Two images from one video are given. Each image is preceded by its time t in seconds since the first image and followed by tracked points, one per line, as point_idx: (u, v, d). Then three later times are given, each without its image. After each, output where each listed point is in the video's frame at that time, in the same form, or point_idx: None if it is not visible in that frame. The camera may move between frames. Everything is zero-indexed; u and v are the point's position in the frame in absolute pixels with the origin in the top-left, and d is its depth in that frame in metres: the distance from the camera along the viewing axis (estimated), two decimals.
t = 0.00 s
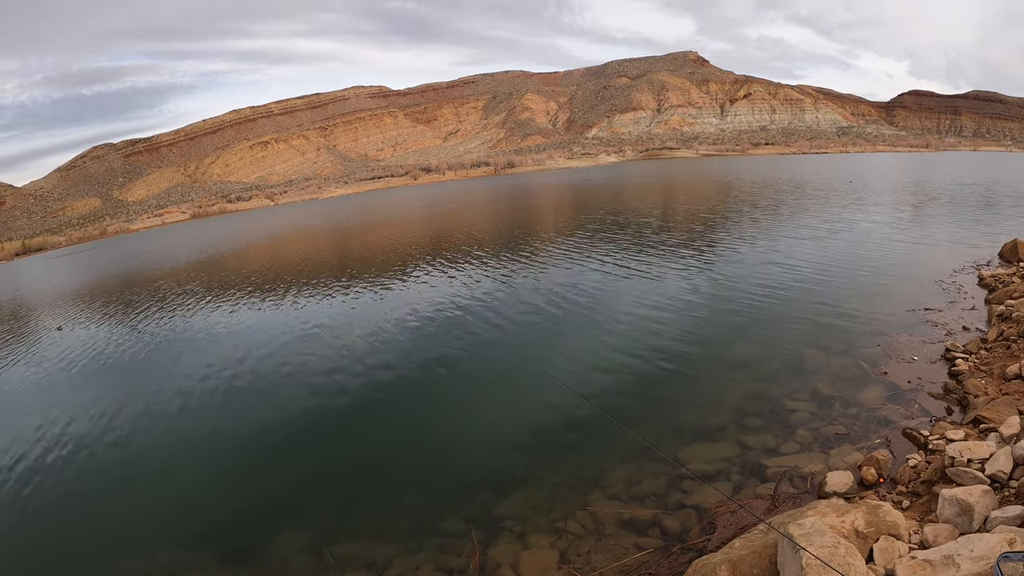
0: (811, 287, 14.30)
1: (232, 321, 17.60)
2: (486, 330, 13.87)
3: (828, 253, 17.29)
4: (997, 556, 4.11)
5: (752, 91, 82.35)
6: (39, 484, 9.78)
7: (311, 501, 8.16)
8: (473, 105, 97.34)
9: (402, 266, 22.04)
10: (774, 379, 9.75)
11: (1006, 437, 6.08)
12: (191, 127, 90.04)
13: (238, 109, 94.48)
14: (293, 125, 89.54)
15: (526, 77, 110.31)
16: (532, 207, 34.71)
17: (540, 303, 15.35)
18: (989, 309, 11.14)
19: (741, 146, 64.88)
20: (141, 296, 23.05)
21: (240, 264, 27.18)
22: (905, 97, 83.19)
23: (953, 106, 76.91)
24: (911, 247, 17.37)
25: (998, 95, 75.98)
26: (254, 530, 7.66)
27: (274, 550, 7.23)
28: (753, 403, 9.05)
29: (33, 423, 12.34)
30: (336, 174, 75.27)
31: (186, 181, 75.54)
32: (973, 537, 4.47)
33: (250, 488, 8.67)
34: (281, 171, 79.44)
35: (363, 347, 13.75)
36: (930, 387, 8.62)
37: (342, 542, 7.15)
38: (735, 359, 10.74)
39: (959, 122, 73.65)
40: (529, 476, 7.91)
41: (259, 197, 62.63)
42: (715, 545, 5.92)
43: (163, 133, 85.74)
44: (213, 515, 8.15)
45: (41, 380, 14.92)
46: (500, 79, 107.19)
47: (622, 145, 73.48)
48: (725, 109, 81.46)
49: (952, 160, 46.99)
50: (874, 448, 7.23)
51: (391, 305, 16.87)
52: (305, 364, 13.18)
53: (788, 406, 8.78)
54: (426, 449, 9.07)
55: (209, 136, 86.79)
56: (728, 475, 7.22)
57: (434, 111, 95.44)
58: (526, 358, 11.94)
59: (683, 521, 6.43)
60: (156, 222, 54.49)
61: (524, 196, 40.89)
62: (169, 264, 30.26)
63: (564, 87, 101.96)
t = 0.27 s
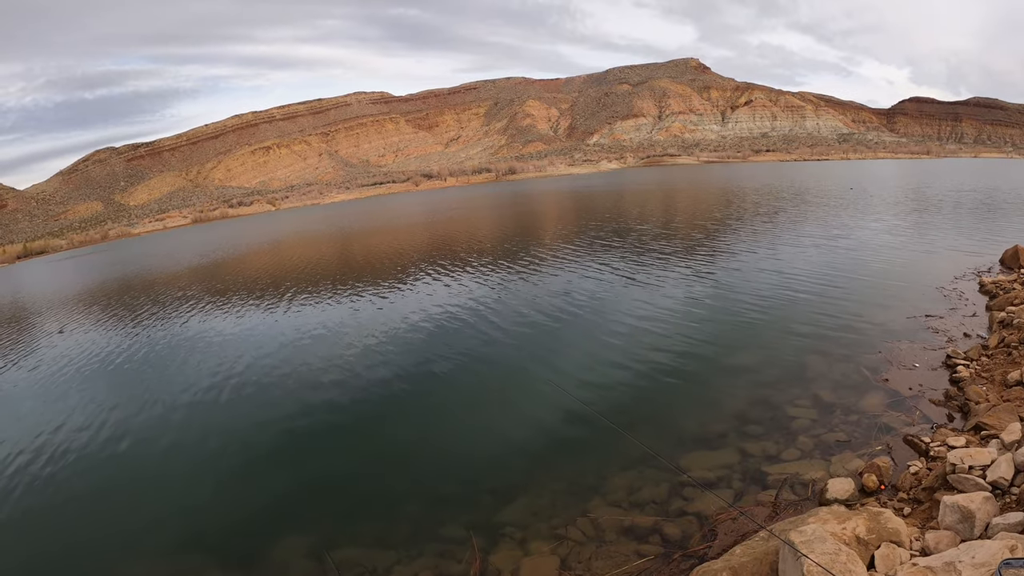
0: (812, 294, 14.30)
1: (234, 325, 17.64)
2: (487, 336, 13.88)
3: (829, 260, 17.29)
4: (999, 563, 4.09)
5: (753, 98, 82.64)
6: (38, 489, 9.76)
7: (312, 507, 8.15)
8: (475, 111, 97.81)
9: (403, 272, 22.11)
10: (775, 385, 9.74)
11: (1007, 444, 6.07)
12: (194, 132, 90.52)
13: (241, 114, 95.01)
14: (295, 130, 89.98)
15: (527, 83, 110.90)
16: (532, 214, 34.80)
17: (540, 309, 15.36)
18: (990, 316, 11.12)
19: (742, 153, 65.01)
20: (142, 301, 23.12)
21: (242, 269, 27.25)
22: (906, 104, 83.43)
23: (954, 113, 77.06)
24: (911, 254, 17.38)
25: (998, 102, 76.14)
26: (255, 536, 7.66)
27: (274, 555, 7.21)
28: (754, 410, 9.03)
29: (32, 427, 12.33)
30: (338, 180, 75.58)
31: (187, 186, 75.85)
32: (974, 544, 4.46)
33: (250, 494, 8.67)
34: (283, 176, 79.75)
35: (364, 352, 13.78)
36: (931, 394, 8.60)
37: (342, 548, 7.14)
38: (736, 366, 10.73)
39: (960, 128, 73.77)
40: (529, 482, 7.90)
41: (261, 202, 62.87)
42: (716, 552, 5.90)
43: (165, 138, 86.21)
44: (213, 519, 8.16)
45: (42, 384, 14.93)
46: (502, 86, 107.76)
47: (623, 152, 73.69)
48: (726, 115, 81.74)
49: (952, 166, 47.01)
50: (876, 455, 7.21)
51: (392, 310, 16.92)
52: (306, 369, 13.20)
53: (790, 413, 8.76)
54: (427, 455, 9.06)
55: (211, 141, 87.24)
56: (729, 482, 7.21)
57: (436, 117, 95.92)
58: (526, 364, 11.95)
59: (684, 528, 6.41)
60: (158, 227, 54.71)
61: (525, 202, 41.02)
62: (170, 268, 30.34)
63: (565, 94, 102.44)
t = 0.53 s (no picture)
0: (812, 295, 14.31)
1: (234, 327, 17.64)
2: (488, 337, 13.89)
3: (828, 260, 17.32)
4: (998, 562, 4.09)
5: (752, 99, 82.79)
6: (36, 491, 9.74)
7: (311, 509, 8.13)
8: (474, 113, 97.97)
9: (403, 273, 22.16)
10: (775, 386, 9.74)
11: (1007, 444, 6.08)
12: (193, 134, 90.59)
13: (240, 117, 95.06)
14: (295, 132, 90.09)
15: (526, 85, 111.09)
16: (532, 215, 34.84)
17: (540, 311, 15.37)
18: (990, 316, 11.12)
19: (741, 154, 65.13)
20: (142, 303, 23.13)
21: (241, 271, 27.28)
22: (905, 105, 83.62)
23: (953, 114, 77.21)
24: (911, 254, 17.39)
25: (997, 102, 76.27)
26: (254, 537, 7.65)
27: (274, 558, 7.20)
28: (754, 410, 9.03)
29: (31, 430, 12.31)
30: (337, 182, 75.67)
31: (187, 188, 75.83)
32: (975, 543, 4.46)
33: (250, 495, 8.66)
34: (282, 178, 79.79)
35: (364, 354, 13.78)
36: (931, 394, 8.61)
37: (342, 550, 7.13)
38: (736, 367, 10.73)
39: (959, 129, 73.88)
40: (529, 484, 7.89)
41: (260, 204, 62.93)
42: (716, 553, 5.89)
43: (165, 141, 86.34)
44: (213, 521, 8.14)
45: (41, 386, 14.91)
46: (501, 88, 107.91)
47: (622, 153, 73.79)
48: (725, 117, 81.88)
49: (951, 167, 47.11)
50: (875, 456, 7.21)
51: (391, 312, 16.93)
52: (306, 371, 13.19)
53: (790, 414, 8.76)
54: (426, 456, 9.05)
55: (210, 144, 87.28)
56: (729, 483, 7.21)
57: (435, 119, 96.08)
58: (527, 365, 11.95)
59: (684, 529, 6.41)
60: (157, 229, 54.74)
61: (524, 204, 41.05)
62: (170, 270, 30.35)
63: (564, 96, 102.59)
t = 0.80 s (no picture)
0: (809, 290, 14.34)
1: (231, 325, 17.58)
2: (486, 334, 13.87)
3: (826, 256, 17.36)
4: (996, 556, 4.10)
5: (748, 95, 82.76)
6: (33, 491, 9.69)
7: (309, 506, 8.11)
8: (471, 109, 97.64)
9: (401, 270, 22.10)
10: (772, 381, 9.76)
11: (1004, 438, 6.11)
12: (189, 131, 90.02)
13: (235, 114, 94.44)
14: (290, 129, 89.60)
15: (523, 81, 110.76)
16: (529, 211, 34.80)
17: (538, 307, 15.35)
18: (986, 310, 11.17)
19: (737, 150, 65.17)
20: (138, 301, 23.02)
21: (238, 269, 27.19)
22: (901, 100, 83.76)
23: (950, 109, 77.39)
24: (907, 249, 17.44)
25: (994, 97, 76.47)
26: (252, 536, 7.62)
27: (273, 556, 7.18)
28: (752, 406, 9.05)
29: (27, 429, 12.25)
30: (334, 179, 75.36)
31: (183, 186, 75.37)
32: (972, 538, 4.48)
33: (247, 493, 8.63)
34: (278, 175, 79.40)
35: (361, 351, 13.74)
36: (927, 388, 8.65)
37: (340, 547, 7.12)
38: (734, 362, 10.75)
39: (956, 124, 74.04)
40: (527, 480, 7.89)
41: (256, 202, 62.63)
42: (714, 548, 5.90)
43: (160, 138, 85.78)
44: (211, 520, 8.11)
45: (37, 386, 14.83)
46: (497, 84, 107.52)
47: (619, 149, 73.71)
48: (722, 112, 81.84)
49: (948, 162, 47.25)
50: (872, 450, 7.24)
51: (389, 309, 16.89)
52: (303, 368, 13.14)
53: (787, 409, 8.78)
54: (425, 453, 9.04)
55: (206, 141, 86.74)
56: (726, 477, 7.22)
57: (432, 116, 95.71)
58: (525, 362, 11.93)
59: (682, 524, 6.42)
60: (154, 227, 54.45)
61: (522, 200, 40.98)
62: (166, 268, 30.20)
63: (561, 92, 102.36)
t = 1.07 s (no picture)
0: (804, 286, 14.39)
1: (225, 323, 17.44)
2: (482, 330, 13.82)
3: (821, 251, 17.42)
4: (989, 550, 4.12)
5: (743, 91, 82.87)
6: (24, 491, 9.56)
7: (304, 504, 8.05)
8: (466, 105, 97.23)
9: (396, 267, 22.00)
10: (767, 377, 9.78)
11: (997, 433, 6.14)
12: (182, 128, 89.23)
13: (228, 110, 93.59)
14: (284, 126, 88.95)
15: (518, 77, 110.39)
16: (525, 208, 34.74)
17: (534, 303, 15.32)
18: (980, 306, 11.24)
19: (732, 146, 65.29)
20: (132, 300, 22.82)
21: (232, 266, 27.01)
22: (895, 96, 84.10)
23: (943, 104, 77.79)
24: (902, 245, 17.53)
25: (987, 93, 76.89)
26: (246, 534, 7.56)
27: (268, 554, 7.13)
28: (746, 401, 9.07)
29: (17, 429, 12.08)
30: (328, 176, 74.90)
31: (177, 183, 74.67)
32: (966, 532, 4.49)
33: (242, 491, 8.56)
34: (273, 172, 78.85)
35: (356, 348, 13.67)
36: (922, 383, 8.70)
37: (336, 544, 7.07)
38: (729, 358, 10.76)
39: (950, 120, 74.45)
40: (523, 476, 7.87)
41: (250, 199, 62.17)
42: (709, 543, 5.91)
43: (153, 136, 84.96)
44: (206, 518, 8.04)
45: (28, 385, 14.64)
46: (492, 80, 107.12)
47: (614, 145, 73.67)
48: (717, 109, 81.92)
49: (942, 158, 47.53)
50: (866, 445, 7.27)
51: (384, 306, 16.82)
52: (298, 366, 13.05)
53: (782, 404, 8.80)
54: (421, 450, 9.00)
55: (200, 138, 85.90)
56: (721, 473, 7.23)
57: (426, 112, 95.28)
58: (521, 358, 11.91)
59: (677, 519, 6.42)
60: (147, 225, 53.97)
61: (518, 197, 40.91)
62: (160, 267, 29.95)
63: (556, 88, 102.14)
